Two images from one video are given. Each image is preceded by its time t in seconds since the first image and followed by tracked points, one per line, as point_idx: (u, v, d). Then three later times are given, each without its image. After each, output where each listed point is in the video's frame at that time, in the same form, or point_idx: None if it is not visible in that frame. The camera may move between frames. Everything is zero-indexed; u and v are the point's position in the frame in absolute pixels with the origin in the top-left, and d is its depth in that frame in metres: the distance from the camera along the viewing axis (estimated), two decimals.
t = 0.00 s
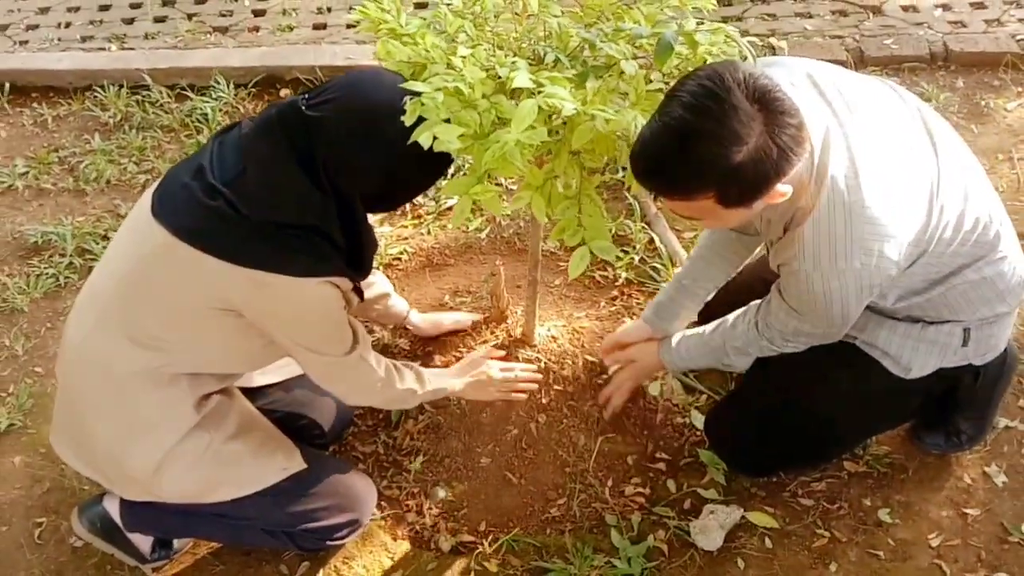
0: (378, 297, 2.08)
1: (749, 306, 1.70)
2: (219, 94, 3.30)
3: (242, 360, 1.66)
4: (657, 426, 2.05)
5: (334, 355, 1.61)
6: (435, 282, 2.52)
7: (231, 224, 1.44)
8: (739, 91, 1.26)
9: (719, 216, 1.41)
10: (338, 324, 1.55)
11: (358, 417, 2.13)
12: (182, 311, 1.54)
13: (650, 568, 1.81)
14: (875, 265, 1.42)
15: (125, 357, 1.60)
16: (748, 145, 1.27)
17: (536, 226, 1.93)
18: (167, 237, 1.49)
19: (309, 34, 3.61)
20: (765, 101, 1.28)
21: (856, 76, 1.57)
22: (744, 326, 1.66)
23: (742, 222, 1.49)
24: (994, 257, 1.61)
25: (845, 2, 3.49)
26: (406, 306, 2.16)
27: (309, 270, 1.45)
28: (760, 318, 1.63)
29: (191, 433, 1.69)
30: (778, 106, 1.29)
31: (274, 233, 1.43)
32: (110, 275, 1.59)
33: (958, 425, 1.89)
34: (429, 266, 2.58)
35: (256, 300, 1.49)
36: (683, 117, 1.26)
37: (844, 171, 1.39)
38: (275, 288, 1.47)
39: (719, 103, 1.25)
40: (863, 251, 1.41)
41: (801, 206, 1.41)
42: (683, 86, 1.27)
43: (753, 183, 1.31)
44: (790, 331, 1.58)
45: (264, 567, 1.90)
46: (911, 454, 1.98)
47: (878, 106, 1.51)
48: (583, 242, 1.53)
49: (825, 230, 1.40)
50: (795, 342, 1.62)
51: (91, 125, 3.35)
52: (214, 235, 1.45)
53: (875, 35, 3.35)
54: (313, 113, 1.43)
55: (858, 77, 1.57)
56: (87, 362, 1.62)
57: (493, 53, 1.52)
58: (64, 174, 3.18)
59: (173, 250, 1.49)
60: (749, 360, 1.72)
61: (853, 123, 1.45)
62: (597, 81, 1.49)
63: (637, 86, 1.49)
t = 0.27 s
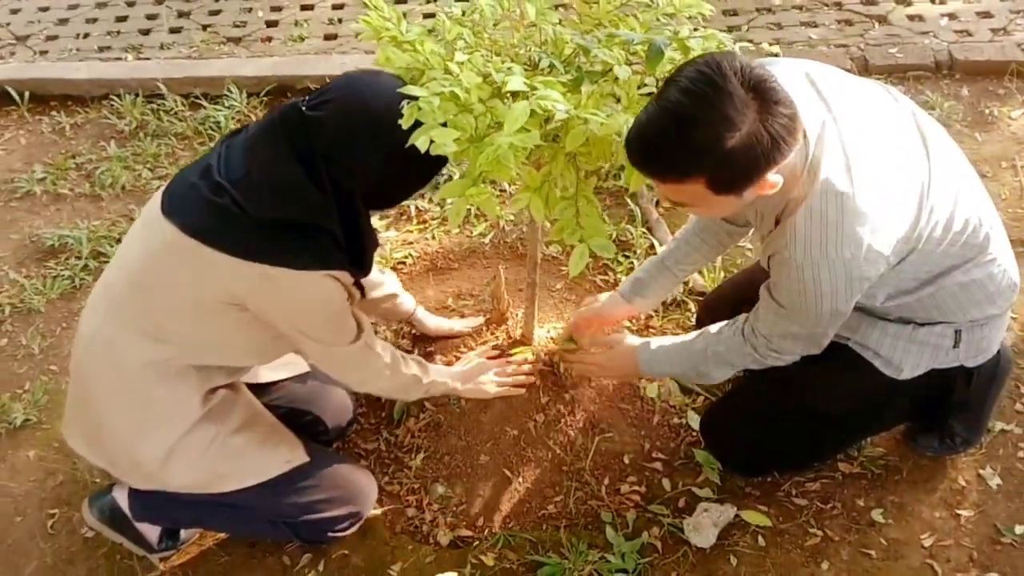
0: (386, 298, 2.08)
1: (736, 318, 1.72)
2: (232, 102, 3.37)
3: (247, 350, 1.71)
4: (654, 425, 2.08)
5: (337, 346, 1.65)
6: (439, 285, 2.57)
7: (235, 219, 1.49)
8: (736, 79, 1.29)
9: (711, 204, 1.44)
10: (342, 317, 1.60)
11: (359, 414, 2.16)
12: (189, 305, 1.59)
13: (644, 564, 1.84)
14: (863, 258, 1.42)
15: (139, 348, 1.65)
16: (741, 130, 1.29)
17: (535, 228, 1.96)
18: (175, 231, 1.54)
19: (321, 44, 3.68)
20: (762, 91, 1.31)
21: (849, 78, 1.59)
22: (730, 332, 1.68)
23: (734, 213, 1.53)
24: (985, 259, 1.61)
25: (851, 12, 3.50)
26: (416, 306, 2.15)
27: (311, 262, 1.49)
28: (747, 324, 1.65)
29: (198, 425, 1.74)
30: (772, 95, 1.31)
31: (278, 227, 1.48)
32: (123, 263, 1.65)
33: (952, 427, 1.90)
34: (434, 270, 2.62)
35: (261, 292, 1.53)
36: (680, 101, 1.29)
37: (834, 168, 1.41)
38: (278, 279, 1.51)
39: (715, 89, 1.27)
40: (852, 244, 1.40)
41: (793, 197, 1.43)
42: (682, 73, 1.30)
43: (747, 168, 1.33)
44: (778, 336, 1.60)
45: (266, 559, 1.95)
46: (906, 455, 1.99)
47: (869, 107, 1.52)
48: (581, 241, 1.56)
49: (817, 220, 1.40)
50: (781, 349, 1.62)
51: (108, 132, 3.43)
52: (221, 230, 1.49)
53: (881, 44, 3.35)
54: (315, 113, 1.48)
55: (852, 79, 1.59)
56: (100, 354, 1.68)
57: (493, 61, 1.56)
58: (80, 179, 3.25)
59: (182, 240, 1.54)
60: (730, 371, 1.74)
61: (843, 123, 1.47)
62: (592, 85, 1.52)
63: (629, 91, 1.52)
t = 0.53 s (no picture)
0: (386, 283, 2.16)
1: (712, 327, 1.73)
2: (243, 109, 3.43)
3: (250, 346, 1.75)
4: (651, 426, 2.11)
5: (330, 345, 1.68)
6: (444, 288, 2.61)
7: (236, 213, 1.53)
8: (723, 67, 1.33)
9: (698, 193, 1.47)
10: (336, 317, 1.63)
11: (362, 414, 2.21)
12: (191, 300, 1.64)
13: (638, 561, 1.87)
14: (848, 252, 1.44)
15: (141, 345, 1.70)
16: (727, 116, 1.33)
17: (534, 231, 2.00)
18: (182, 227, 1.60)
19: (331, 52, 3.75)
20: (747, 78, 1.35)
21: (838, 85, 1.63)
22: (702, 346, 1.69)
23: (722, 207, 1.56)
24: (972, 261, 1.65)
25: (854, 22, 3.46)
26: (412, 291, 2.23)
27: (309, 255, 1.53)
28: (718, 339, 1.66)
29: (201, 421, 1.79)
30: (759, 83, 1.35)
31: (277, 217, 1.52)
32: (130, 258, 1.70)
33: (944, 428, 1.93)
34: (438, 273, 2.66)
35: (259, 286, 1.57)
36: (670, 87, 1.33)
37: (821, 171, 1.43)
38: (276, 272, 1.54)
39: (701, 79, 1.31)
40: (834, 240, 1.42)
41: (783, 192, 1.45)
42: (672, 62, 1.34)
43: (735, 154, 1.36)
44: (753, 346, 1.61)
45: (268, 554, 1.99)
46: (899, 455, 2.02)
47: (857, 112, 1.56)
48: (576, 241, 1.58)
49: (805, 211, 1.41)
50: (754, 357, 1.64)
51: (122, 139, 3.50)
52: (225, 222, 1.54)
53: (883, 53, 3.31)
54: (313, 110, 1.53)
55: (841, 86, 1.64)
56: (107, 348, 1.73)
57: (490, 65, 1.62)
58: (93, 184, 3.31)
59: (187, 234, 1.59)
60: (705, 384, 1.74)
61: (831, 127, 1.50)
62: (587, 90, 1.56)
63: (622, 95, 1.57)
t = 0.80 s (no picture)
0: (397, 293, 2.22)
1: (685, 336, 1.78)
2: (257, 124, 3.52)
3: (259, 347, 1.82)
4: (653, 431, 2.15)
5: (337, 349, 1.73)
6: (452, 298, 2.67)
7: (244, 216, 1.60)
8: (704, 96, 1.38)
9: (678, 217, 1.52)
10: (343, 317, 1.68)
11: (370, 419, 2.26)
12: (201, 302, 1.70)
13: (637, 560, 1.91)
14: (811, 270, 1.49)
15: (155, 346, 1.77)
16: (705, 144, 1.38)
17: (535, 241, 2.06)
18: (194, 232, 1.67)
19: (345, 69, 3.83)
20: (727, 108, 1.40)
21: (812, 101, 1.70)
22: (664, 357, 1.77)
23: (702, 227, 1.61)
24: (950, 266, 1.70)
25: (858, 39, 3.51)
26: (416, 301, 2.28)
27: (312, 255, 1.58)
28: (676, 351, 1.73)
29: (210, 420, 1.85)
30: (736, 114, 1.40)
31: (286, 220, 1.58)
32: (145, 261, 1.77)
33: (938, 433, 1.97)
34: (447, 283, 2.73)
35: (268, 289, 1.63)
36: (652, 114, 1.38)
37: (792, 188, 1.49)
38: (283, 275, 1.60)
39: (684, 97, 1.37)
40: (802, 257, 1.48)
41: (754, 215, 1.50)
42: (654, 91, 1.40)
43: (711, 180, 1.41)
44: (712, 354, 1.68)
45: (275, 554, 2.04)
46: (894, 460, 2.06)
47: (827, 127, 1.63)
48: (571, 246, 1.65)
49: (770, 233, 1.46)
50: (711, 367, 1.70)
51: (138, 153, 3.58)
52: (235, 227, 1.61)
53: (886, 70, 3.35)
54: (318, 114, 1.59)
55: (814, 102, 1.70)
56: (121, 347, 1.79)
57: (489, 75, 1.69)
58: (110, 198, 3.39)
59: (199, 239, 1.66)
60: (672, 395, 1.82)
61: (803, 142, 1.56)
62: (585, 101, 1.65)
63: (617, 105, 1.63)
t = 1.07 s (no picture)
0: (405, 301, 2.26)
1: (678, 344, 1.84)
2: (270, 139, 3.60)
3: (269, 355, 1.87)
4: (654, 437, 2.18)
5: (350, 362, 1.76)
6: (458, 308, 2.72)
7: (260, 229, 1.66)
8: (695, 110, 1.43)
9: (668, 226, 1.55)
10: (356, 330, 1.71)
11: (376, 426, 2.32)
12: (214, 308, 1.76)
13: (636, 563, 1.96)
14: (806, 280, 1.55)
15: (170, 350, 1.83)
16: (696, 155, 1.42)
17: (537, 253, 2.11)
18: (211, 240, 1.73)
19: (356, 85, 3.91)
20: (717, 122, 1.44)
21: (805, 114, 1.74)
22: (660, 361, 1.82)
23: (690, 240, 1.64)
24: (942, 276, 1.74)
25: (863, 55, 3.56)
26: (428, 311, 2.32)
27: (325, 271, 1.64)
28: (672, 354, 1.78)
29: (219, 423, 1.90)
30: (727, 127, 1.45)
31: (300, 232, 1.63)
32: (163, 268, 1.83)
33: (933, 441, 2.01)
34: (453, 294, 2.78)
35: (280, 297, 1.69)
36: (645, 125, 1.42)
37: (784, 200, 1.54)
38: (295, 285, 1.65)
39: (678, 113, 1.41)
40: (795, 266, 1.53)
41: (749, 223, 1.54)
42: (648, 104, 1.45)
43: (704, 189, 1.45)
44: (706, 357, 1.73)
45: (284, 555, 2.10)
46: (889, 467, 2.09)
47: (821, 139, 1.67)
48: (573, 255, 1.71)
49: (765, 243, 1.51)
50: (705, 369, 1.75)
51: (153, 167, 3.67)
52: (250, 237, 1.67)
53: (889, 86, 3.39)
54: (335, 137, 1.67)
55: (807, 115, 1.74)
56: (137, 351, 1.86)
57: (487, 87, 1.77)
58: (126, 211, 3.47)
59: (215, 247, 1.72)
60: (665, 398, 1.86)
61: (796, 155, 1.61)
62: (583, 113, 1.71)
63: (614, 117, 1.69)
